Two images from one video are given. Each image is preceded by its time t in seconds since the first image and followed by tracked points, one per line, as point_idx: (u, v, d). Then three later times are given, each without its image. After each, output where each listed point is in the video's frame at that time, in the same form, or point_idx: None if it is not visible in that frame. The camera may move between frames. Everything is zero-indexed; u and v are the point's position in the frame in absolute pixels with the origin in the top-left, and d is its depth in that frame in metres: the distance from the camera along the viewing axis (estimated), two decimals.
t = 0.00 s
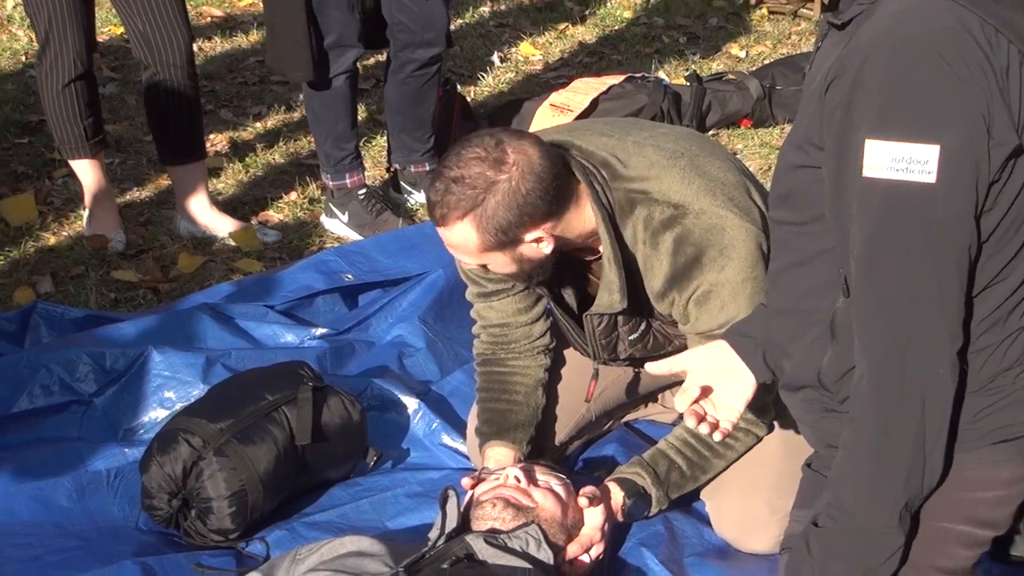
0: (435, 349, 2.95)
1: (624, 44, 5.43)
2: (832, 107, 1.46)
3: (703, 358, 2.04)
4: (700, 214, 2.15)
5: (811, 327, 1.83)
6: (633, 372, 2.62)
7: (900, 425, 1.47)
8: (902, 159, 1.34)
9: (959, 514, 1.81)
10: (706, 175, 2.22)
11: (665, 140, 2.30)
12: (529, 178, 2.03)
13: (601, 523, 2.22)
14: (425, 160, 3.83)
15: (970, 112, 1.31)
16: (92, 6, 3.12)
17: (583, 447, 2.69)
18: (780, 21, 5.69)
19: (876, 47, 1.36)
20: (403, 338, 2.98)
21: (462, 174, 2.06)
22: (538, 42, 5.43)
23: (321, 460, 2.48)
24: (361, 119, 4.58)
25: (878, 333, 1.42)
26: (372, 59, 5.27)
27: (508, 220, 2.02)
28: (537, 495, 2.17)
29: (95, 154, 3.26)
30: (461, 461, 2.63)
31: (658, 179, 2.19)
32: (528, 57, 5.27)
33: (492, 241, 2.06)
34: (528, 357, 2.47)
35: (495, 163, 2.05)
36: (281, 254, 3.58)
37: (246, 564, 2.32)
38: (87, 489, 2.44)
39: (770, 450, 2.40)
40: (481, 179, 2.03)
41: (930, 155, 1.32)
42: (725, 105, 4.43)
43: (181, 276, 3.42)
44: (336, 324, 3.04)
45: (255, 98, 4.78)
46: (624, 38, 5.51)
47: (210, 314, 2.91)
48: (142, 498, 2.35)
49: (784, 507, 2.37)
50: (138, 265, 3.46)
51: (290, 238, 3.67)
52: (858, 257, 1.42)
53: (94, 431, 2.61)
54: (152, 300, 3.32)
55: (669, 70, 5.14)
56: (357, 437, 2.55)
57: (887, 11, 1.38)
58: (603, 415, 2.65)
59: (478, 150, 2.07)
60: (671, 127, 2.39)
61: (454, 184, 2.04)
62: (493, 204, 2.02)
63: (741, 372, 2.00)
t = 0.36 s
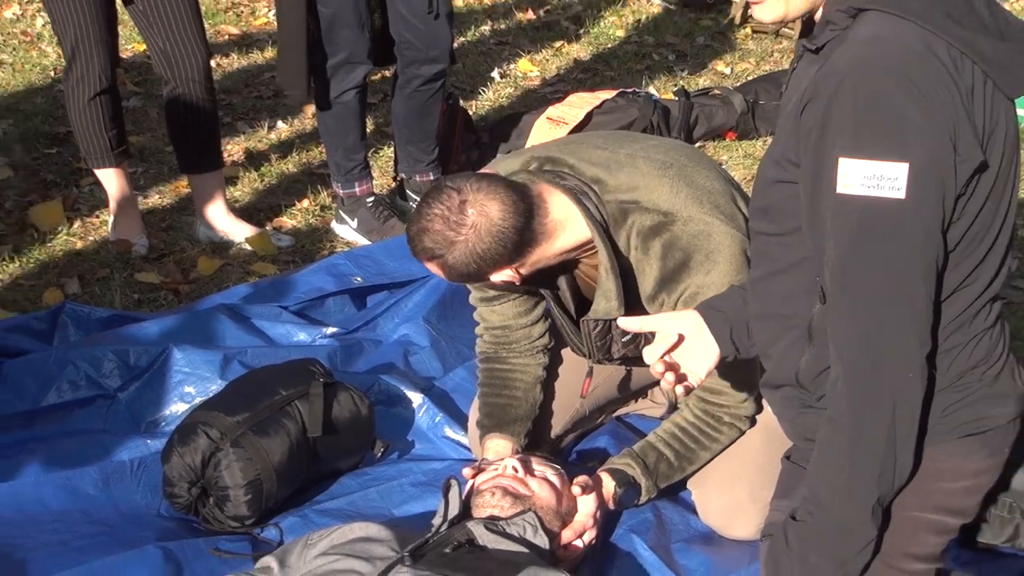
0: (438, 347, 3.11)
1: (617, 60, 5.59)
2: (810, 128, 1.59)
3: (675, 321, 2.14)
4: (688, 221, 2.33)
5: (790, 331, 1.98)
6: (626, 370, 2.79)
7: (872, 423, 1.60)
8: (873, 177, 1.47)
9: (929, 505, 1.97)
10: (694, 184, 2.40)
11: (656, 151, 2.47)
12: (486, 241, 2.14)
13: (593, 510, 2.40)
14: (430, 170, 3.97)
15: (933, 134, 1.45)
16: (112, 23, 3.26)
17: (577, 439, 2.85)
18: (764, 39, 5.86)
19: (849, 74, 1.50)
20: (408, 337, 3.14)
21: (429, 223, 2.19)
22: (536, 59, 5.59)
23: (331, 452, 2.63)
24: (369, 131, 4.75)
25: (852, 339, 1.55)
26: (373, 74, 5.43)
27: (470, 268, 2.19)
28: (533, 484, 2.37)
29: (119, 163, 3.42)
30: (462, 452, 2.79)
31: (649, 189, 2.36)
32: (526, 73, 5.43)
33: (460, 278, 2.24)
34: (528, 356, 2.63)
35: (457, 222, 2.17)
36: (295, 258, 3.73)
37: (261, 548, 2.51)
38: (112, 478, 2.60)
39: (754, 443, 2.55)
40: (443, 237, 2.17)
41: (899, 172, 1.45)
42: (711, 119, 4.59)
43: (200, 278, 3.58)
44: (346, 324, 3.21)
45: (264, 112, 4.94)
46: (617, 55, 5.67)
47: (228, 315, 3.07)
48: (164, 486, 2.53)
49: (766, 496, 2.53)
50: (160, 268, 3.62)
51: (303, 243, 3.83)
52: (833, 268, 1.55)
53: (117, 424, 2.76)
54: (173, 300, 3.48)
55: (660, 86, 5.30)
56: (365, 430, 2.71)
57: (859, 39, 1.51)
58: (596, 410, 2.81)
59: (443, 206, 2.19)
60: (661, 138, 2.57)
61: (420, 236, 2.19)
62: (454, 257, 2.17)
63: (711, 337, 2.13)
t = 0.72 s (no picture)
0: (459, 343, 4.00)
1: (591, 130, 6.86)
2: (731, 178, 2.03)
3: (644, 347, 3.07)
4: (641, 251, 3.24)
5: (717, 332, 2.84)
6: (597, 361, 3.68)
7: (777, 412, 2.09)
8: (777, 219, 1.92)
9: (826, 463, 2.50)
10: (646, 223, 3.32)
11: (617, 200, 3.40)
12: (495, 256, 2.98)
13: (572, 464, 3.43)
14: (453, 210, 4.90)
15: (824, 195, 1.90)
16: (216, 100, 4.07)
17: (560, 411, 3.75)
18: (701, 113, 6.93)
19: (761, 147, 1.94)
20: (437, 335, 4.03)
21: (453, 249, 3.06)
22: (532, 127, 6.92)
23: (379, 421, 3.53)
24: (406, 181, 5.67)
25: (763, 346, 2.02)
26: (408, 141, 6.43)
27: (483, 279, 3.01)
28: (529, 446, 3.37)
29: (222, 207, 4.30)
30: (476, 421, 3.68)
31: (613, 229, 3.28)
32: (523, 138, 6.65)
33: (475, 291, 3.06)
34: (525, 350, 3.53)
35: (474, 245, 3.03)
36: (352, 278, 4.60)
37: (328, 491, 3.43)
38: (217, 441, 3.51)
39: (692, 417, 3.56)
40: (464, 255, 3.02)
41: (795, 216, 1.90)
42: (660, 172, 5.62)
43: (282, 291, 4.44)
44: (390, 325, 4.12)
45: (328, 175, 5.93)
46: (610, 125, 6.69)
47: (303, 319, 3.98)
48: (256, 446, 3.44)
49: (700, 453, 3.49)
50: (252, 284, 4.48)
51: (357, 266, 4.73)
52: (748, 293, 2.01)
53: (219, 400, 3.67)
54: (262, 308, 4.32)
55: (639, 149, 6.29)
56: (404, 404, 3.62)
57: (767, 118, 1.95)
58: (576, 388, 3.74)
59: (463, 236, 3.06)
60: (621, 189, 3.49)
61: (447, 257, 3.05)
62: (472, 269, 3.00)
63: (668, 356, 3.04)
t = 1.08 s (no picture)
0: (473, 337, 5.66)
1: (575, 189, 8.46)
2: (677, 218, 3.00)
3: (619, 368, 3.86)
4: (609, 267, 4.39)
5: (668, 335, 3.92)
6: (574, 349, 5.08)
7: (710, 384, 3.02)
8: (709, 246, 2.87)
9: (756, 429, 3.44)
10: (613, 248, 4.49)
11: (591, 231, 4.60)
12: (508, 258, 4.14)
13: (557, 430, 4.64)
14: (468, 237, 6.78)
15: (741, 227, 2.86)
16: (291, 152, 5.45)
17: (548, 388, 5.16)
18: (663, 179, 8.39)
19: (698, 193, 2.91)
20: (457, 331, 5.72)
21: (476, 254, 4.21)
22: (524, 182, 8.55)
23: (413, 393, 4.91)
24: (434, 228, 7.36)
25: (700, 336, 2.96)
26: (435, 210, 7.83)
27: (496, 276, 4.16)
28: (526, 414, 4.58)
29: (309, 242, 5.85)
30: (483, 394, 5.16)
31: (589, 251, 4.46)
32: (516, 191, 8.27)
33: (491, 284, 4.20)
34: (522, 341, 4.80)
35: (492, 249, 4.17)
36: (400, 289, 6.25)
37: (375, 446, 4.73)
38: (292, 409, 4.97)
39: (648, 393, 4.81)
40: (484, 257, 4.16)
41: (721, 244, 2.85)
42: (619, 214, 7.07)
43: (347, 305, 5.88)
44: (422, 322, 5.85)
45: (377, 245, 7.39)
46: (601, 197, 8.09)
47: (358, 319, 5.72)
48: (320, 413, 4.71)
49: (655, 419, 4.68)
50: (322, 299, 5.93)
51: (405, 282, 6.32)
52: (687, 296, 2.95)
53: (292, 376, 5.31)
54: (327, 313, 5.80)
55: (620, 211, 7.66)
56: (429, 381, 5.00)
57: (704, 174, 2.93)
58: (559, 370, 5.13)
59: (483, 244, 4.21)
60: (594, 224, 4.70)
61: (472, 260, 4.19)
62: (489, 267, 4.15)
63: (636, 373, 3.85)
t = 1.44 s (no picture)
0: (473, 342, 5.66)
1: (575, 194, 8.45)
2: (672, 251, 3.11)
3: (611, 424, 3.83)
4: (608, 272, 4.39)
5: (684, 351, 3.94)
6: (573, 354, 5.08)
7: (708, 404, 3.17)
8: (699, 281, 2.97)
9: (809, 459, 3.39)
10: (613, 253, 4.48)
11: (591, 236, 4.60)
12: (510, 242, 4.10)
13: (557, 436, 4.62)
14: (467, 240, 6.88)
15: (738, 262, 2.96)
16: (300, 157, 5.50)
17: (548, 393, 5.14)
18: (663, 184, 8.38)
19: (693, 232, 2.99)
20: (456, 336, 5.71)
21: (478, 250, 4.12)
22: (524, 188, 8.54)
23: (411, 399, 4.90)
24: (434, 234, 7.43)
25: (696, 364, 3.08)
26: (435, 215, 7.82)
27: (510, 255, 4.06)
28: (525, 420, 4.56)
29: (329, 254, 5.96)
30: (483, 400, 5.15)
31: (588, 255, 4.45)
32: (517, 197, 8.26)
33: (509, 268, 4.06)
34: (521, 346, 4.79)
35: (493, 241, 4.12)
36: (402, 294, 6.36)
37: (373, 452, 4.71)
38: (291, 414, 4.94)
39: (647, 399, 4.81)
40: (489, 245, 4.08)
41: (711, 278, 2.96)
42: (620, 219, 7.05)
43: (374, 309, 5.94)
44: (421, 327, 5.84)
45: (376, 250, 7.37)
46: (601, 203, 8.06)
47: (357, 324, 5.70)
48: (318, 419, 4.70)
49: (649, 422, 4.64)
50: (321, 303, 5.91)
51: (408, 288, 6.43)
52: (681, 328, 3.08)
53: (291, 381, 5.29)
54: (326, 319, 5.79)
55: (620, 216, 7.64)
56: (427, 386, 4.99)
57: (699, 211, 3.01)
58: (559, 376, 5.13)
59: (482, 240, 4.16)
60: (593, 229, 4.70)
61: (477, 252, 4.10)
62: (500, 249, 4.06)
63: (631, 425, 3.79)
